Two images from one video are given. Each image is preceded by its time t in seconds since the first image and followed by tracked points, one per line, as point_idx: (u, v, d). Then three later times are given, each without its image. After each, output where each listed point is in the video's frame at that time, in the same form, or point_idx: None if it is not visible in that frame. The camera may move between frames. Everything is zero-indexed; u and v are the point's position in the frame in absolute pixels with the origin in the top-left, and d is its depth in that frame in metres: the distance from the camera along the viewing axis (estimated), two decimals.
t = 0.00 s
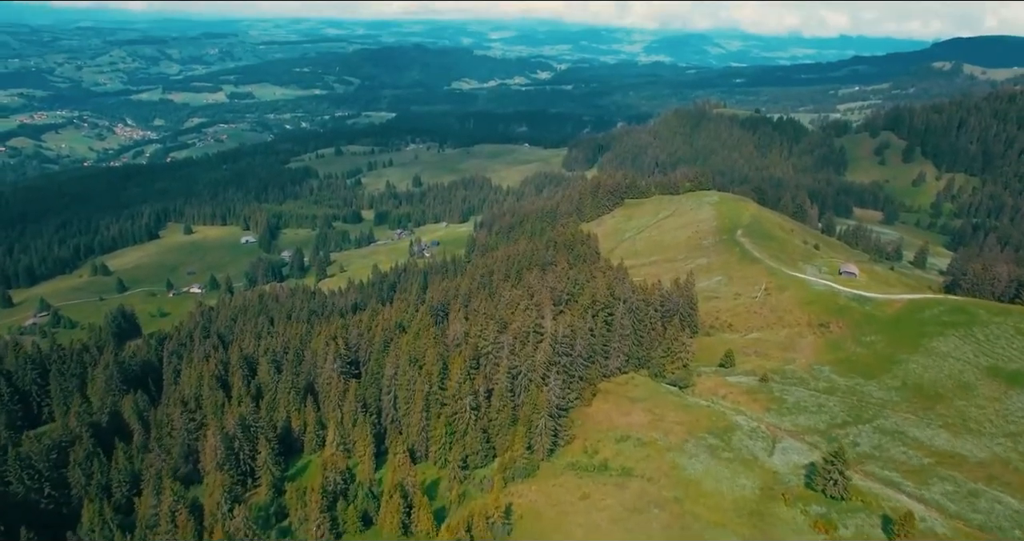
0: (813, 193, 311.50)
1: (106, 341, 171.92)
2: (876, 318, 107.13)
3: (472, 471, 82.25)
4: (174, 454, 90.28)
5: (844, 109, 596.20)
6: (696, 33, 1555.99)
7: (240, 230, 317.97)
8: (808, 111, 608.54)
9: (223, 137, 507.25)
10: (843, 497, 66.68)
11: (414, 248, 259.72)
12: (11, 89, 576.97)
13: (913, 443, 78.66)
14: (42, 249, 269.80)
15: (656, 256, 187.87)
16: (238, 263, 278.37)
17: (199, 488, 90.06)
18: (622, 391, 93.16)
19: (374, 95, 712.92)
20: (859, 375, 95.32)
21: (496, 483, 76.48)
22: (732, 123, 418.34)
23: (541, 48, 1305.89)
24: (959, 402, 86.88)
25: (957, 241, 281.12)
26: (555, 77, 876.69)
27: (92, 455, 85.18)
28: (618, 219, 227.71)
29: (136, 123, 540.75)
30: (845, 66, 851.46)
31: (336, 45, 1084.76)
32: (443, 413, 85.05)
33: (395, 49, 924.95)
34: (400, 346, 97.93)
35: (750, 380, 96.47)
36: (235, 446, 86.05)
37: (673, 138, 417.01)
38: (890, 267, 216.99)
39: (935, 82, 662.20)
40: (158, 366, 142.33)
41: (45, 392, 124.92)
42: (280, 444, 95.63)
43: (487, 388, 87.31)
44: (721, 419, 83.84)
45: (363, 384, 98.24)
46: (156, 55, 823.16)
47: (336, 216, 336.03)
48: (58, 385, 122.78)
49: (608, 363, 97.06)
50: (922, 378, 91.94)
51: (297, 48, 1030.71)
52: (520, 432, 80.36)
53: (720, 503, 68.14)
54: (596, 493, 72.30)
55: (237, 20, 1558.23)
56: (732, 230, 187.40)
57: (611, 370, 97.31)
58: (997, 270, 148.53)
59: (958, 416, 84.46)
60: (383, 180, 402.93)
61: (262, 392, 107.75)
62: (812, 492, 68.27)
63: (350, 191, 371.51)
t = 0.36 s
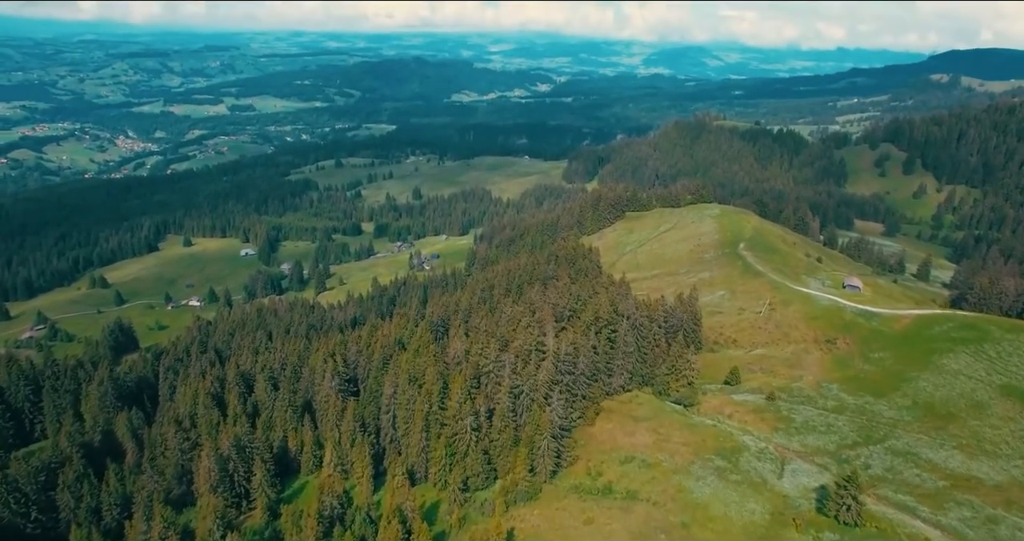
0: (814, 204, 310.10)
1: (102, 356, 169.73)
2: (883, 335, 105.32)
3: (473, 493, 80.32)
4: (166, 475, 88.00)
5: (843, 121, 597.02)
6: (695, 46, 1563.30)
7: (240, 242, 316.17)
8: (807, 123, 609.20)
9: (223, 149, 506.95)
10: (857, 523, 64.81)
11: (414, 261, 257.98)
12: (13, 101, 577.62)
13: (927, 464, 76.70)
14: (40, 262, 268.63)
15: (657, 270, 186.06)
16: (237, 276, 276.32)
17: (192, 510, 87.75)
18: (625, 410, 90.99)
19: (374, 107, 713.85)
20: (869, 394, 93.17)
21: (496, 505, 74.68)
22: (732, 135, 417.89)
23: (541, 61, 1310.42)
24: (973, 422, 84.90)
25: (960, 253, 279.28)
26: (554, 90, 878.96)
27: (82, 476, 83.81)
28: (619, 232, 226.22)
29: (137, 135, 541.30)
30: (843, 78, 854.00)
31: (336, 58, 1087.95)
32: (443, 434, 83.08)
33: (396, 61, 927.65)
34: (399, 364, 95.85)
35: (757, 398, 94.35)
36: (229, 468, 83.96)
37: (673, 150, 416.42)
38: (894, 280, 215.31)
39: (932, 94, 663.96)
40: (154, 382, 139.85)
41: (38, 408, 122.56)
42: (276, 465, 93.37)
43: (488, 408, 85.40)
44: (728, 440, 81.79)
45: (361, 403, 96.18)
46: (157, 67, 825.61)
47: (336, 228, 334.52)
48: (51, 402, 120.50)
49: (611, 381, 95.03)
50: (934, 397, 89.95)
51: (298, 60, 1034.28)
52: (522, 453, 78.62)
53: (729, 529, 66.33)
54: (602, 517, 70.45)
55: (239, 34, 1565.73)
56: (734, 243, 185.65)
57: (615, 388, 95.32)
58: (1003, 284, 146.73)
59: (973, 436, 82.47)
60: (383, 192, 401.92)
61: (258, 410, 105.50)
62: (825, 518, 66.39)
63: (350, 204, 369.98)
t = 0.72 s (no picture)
0: (816, 216, 308.83)
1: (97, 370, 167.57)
2: (891, 350, 103.49)
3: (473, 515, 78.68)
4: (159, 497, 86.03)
5: (843, 132, 597.21)
6: (693, 58, 1569.93)
7: (239, 253, 314.37)
8: (806, 134, 609.43)
9: (223, 160, 506.41)
10: None
11: (414, 273, 256.35)
12: (14, 113, 578.28)
13: (941, 487, 74.95)
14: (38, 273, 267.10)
15: (659, 283, 184.33)
16: (237, 288, 274.35)
17: (185, 532, 85.63)
18: (629, 428, 89.03)
19: (374, 119, 714.40)
20: (878, 411, 91.19)
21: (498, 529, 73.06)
22: (732, 147, 417.24)
23: (540, 73, 1314.86)
24: (987, 442, 83.07)
25: (962, 264, 277.75)
26: (554, 101, 880.34)
27: (71, 498, 83.58)
28: (620, 245, 224.72)
29: (138, 146, 541.17)
30: (841, 90, 855.66)
31: (336, 70, 1090.07)
32: (443, 454, 81.20)
33: (396, 73, 930.37)
34: (397, 382, 93.78)
35: (764, 416, 92.37)
36: (223, 490, 82.07)
37: (673, 160, 415.53)
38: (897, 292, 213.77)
39: (930, 105, 665.37)
40: (149, 397, 137.46)
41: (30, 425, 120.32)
42: (272, 485, 91.22)
43: (489, 427, 83.59)
44: (736, 460, 79.96)
45: (359, 421, 94.14)
46: (159, 79, 827.51)
47: (336, 240, 332.97)
48: (44, 418, 118.32)
49: (614, 399, 93.05)
50: (946, 415, 88.15)
51: (299, 72, 1037.67)
52: (524, 475, 77.15)
53: None
54: None
55: (240, 46, 1570.74)
56: (737, 255, 183.95)
57: (618, 405, 93.35)
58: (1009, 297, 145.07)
59: (988, 456, 80.67)
60: (383, 203, 400.90)
61: (254, 428, 103.38)
62: None
63: (350, 215, 368.65)
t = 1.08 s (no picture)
0: (817, 227, 307.46)
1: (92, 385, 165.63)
2: (900, 366, 101.62)
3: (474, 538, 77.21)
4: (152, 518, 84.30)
5: (842, 143, 597.36)
6: (692, 69, 1574.77)
7: (238, 264, 312.78)
8: (806, 145, 609.29)
9: (223, 171, 505.59)
10: None
11: (414, 285, 254.50)
12: (16, 124, 579.12)
13: (957, 509, 72.94)
14: (36, 284, 266.16)
15: (661, 296, 182.66)
16: (236, 299, 272.55)
17: None
18: (633, 446, 87.04)
19: (374, 130, 714.66)
20: (888, 430, 89.20)
21: None
22: (732, 158, 416.72)
23: (539, 84, 1317.50)
24: (1002, 461, 81.14)
25: (965, 275, 275.85)
26: (554, 112, 881.77)
27: (60, 520, 84.64)
28: (622, 257, 223.12)
29: (138, 157, 541.60)
30: (840, 100, 856.86)
31: (336, 81, 1093.32)
32: (443, 475, 79.51)
33: (396, 84, 931.98)
34: (396, 400, 91.75)
35: (770, 434, 90.42)
36: (217, 511, 80.39)
37: (674, 171, 414.67)
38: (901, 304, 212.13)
39: (929, 116, 666.34)
40: (144, 412, 135.16)
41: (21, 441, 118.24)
42: (268, 506, 89.27)
43: (490, 447, 81.79)
44: (744, 480, 77.99)
45: (357, 440, 92.08)
46: (160, 90, 829.86)
47: (336, 251, 331.48)
48: (36, 434, 116.02)
49: (618, 416, 91.01)
50: (959, 433, 86.26)
51: (299, 83, 1040.00)
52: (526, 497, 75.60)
53: None
54: None
55: (241, 57, 1577.82)
56: (739, 267, 182.26)
57: (622, 423, 91.30)
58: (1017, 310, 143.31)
59: (1003, 476, 78.71)
60: (382, 214, 399.76)
61: (250, 446, 101.48)
62: None
63: (350, 226, 367.22)
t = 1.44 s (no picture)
0: (819, 237, 306.02)
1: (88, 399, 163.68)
2: (909, 382, 99.62)
3: None
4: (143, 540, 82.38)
5: (842, 154, 597.60)
6: (692, 80, 1579.95)
7: (238, 275, 311.07)
8: (806, 155, 609.19)
9: (223, 181, 505.20)
10: None
11: (414, 296, 252.53)
12: (18, 135, 580.50)
13: (973, 532, 70.90)
14: (35, 295, 264.75)
15: (663, 308, 180.73)
16: (235, 311, 270.43)
17: None
18: (637, 465, 84.84)
19: (374, 140, 714.87)
20: (899, 449, 87.20)
21: None
22: (733, 168, 415.96)
23: (540, 95, 1321.47)
24: (1019, 483, 79.08)
25: (968, 287, 273.97)
26: (553, 123, 883.06)
27: None
28: (623, 268, 221.45)
29: (139, 168, 541.68)
30: (839, 111, 858.32)
31: (338, 92, 1096.79)
32: (442, 496, 77.44)
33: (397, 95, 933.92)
34: (394, 418, 89.63)
35: (778, 452, 88.24)
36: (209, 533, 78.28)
37: (675, 182, 413.86)
38: (905, 315, 210.09)
39: (928, 126, 666.81)
40: (139, 428, 132.64)
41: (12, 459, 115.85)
42: (263, 526, 87.03)
43: (491, 466, 79.76)
44: (752, 502, 75.83)
45: (354, 459, 89.91)
46: (162, 101, 832.38)
47: (336, 262, 329.75)
48: (27, 451, 113.37)
49: (621, 434, 88.92)
50: (973, 452, 84.24)
51: (301, 94, 1043.06)
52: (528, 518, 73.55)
53: None
54: None
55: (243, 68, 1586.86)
56: (742, 279, 180.37)
57: (626, 441, 89.14)
58: None
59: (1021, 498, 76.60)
60: (382, 225, 398.57)
61: (245, 464, 99.35)
62: None
63: (350, 237, 365.89)
